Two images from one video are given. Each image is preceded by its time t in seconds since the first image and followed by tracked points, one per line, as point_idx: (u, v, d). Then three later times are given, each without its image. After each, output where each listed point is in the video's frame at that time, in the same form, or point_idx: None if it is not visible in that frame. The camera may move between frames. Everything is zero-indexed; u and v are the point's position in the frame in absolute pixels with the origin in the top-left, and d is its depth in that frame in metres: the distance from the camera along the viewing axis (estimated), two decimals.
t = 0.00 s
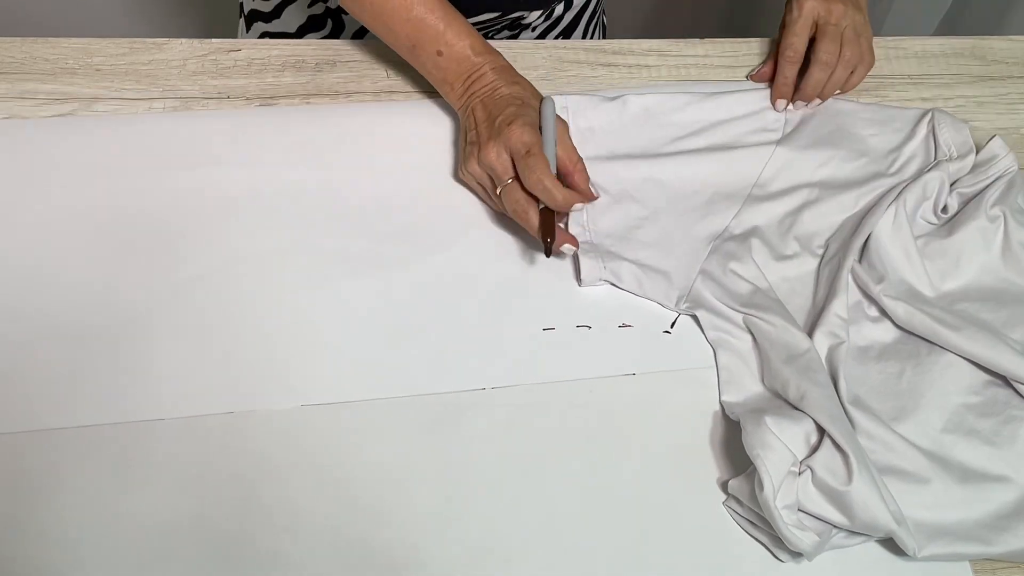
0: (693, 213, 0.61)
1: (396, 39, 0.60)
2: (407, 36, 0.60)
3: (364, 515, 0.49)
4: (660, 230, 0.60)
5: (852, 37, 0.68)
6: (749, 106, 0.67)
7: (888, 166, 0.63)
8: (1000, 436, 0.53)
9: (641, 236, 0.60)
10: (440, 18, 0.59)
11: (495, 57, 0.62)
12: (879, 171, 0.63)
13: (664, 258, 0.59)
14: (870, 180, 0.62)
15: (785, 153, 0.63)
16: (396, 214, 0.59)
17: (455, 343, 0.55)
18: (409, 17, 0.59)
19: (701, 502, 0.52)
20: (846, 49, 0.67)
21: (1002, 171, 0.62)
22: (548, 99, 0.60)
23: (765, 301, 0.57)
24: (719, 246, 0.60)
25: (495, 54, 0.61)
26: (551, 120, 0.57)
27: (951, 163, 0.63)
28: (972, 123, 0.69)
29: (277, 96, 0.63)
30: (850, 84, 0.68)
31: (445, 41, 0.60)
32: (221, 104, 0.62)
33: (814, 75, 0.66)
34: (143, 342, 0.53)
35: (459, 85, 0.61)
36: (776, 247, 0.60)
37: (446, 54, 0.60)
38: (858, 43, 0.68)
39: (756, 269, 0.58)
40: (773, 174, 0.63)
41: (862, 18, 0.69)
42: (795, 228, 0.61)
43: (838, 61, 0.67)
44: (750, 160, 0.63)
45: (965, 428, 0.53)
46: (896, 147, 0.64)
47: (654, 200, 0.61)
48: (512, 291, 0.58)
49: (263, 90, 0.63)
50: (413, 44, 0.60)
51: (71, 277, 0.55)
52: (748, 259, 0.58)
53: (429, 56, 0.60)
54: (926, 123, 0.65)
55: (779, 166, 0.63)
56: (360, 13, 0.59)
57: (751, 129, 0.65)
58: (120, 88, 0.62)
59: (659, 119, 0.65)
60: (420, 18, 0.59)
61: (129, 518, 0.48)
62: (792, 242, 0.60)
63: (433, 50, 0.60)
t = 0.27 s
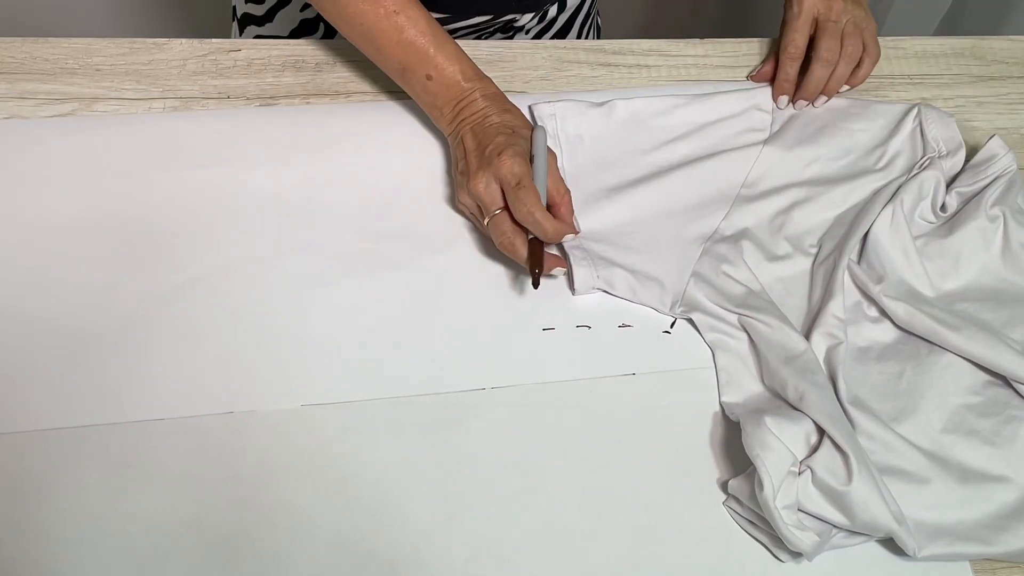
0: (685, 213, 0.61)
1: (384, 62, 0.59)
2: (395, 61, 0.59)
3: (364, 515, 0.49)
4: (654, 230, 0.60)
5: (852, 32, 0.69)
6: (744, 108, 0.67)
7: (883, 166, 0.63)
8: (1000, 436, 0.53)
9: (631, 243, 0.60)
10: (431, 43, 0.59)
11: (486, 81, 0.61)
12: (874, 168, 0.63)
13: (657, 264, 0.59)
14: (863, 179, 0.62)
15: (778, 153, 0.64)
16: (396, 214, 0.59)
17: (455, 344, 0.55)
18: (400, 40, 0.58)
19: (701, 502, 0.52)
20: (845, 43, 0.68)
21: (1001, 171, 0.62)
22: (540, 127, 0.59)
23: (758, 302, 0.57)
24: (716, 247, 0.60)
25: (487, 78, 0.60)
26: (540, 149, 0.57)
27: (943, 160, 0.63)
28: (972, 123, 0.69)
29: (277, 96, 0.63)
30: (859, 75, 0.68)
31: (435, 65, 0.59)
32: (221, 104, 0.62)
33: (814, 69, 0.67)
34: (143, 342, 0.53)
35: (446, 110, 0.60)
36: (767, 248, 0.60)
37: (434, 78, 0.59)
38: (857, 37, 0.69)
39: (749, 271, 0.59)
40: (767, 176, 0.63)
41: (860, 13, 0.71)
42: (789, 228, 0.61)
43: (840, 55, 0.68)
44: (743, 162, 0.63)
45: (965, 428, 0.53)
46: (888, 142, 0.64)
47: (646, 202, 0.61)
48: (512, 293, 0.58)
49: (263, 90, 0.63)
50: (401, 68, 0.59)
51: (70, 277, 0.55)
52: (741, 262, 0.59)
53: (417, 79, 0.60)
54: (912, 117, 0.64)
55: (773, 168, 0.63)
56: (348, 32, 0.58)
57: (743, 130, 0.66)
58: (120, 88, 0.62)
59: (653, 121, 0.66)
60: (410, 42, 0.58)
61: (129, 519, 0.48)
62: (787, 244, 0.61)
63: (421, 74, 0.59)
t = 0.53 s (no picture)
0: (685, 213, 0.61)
1: (349, 52, 0.58)
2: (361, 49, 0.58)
3: (365, 516, 0.49)
4: (654, 229, 0.60)
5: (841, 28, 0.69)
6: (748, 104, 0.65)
7: (879, 166, 0.63)
8: (1000, 436, 0.53)
9: (630, 238, 0.60)
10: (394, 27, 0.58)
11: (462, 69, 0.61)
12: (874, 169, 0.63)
13: (654, 264, 0.59)
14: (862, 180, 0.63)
15: (778, 152, 0.64)
16: (396, 214, 0.59)
17: (454, 344, 0.55)
18: (296, 30, 0.57)
19: (701, 503, 0.52)
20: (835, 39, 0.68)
21: (1000, 171, 0.62)
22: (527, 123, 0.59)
23: (756, 303, 0.57)
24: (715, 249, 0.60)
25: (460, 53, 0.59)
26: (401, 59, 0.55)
27: (943, 160, 0.63)
28: (972, 123, 0.69)
29: (277, 96, 0.63)
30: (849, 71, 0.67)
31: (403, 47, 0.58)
32: (221, 104, 0.62)
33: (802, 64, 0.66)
34: (143, 343, 0.53)
35: (364, 99, 0.58)
36: (767, 249, 0.61)
37: (347, 65, 0.58)
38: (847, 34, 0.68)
39: (746, 272, 0.59)
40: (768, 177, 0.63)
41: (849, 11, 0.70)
42: (788, 228, 0.61)
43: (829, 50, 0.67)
44: (741, 158, 0.63)
45: (965, 428, 0.53)
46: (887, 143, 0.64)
47: (645, 198, 0.61)
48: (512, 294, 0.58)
49: (263, 91, 0.63)
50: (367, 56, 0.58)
51: (70, 278, 0.55)
52: (739, 265, 0.59)
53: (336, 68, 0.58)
54: (916, 116, 0.64)
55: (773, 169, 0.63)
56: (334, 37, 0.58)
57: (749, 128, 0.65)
58: (120, 89, 0.62)
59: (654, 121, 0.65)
60: (315, 29, 0.57)
61: (131, 519, 0.48)
62: (788, 244, 0.61)
63: (337, 63, 0.58)
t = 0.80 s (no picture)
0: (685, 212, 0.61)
1: (350, 59, 0.58)
2: (362, 56, 0.58)
3: (365, 516, 0.49)
4: (654, 229, 0.60)
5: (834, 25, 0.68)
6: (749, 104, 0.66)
7: (879, 166, 0.63)
8: (1000, 436, 0.53)
9: (631, 235, 0.60)
10: (394, 33, 0.59)
11: (462, 70, 0.61)
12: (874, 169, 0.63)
13: (654, 264, 0.59)
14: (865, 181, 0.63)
15: (778, 152, 0.64)
16: (396, 214, 0.59)
17: (453, 344, 0.55)
18: (300, 37, 0.58)
19: (701, 503, 0.52)
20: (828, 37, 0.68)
21: (1000, 171, 0.62)
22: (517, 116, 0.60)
23: (757, 303, 0.57)
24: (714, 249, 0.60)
25: (459, 52, 0.59)
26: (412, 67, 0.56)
27: (943, 160, 0.63)
28: (971, 123, 0.69)
29: (277, 96, 0.63)
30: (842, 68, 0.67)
31: (404, 51, 0.58)
32: (221, 105, 0.62)
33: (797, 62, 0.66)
34: (143, 343, 0.53)
35: (368, 104, 0.59)
36: (768, 249, 0.61)
37: (350, 72, 0.58)
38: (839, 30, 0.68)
39: (746, 271, 0.59)
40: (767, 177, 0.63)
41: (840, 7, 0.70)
42: (789, 228, 0.61)
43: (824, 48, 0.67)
44: (741, 157, 0.63)
45: (964, 428, 0.53)
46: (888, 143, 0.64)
47: (645, 196, 0.61)
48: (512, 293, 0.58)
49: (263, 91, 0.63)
50: (368, 62, 0.58)
51: (70, 278, 0.55)
52: (739, 264, 0.59)
53: (338, 75, 0.59)
54: (917, 115, 0.64)
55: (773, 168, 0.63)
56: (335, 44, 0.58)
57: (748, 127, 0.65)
58: (120, 89, 0.62)
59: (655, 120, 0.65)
60: (319, 36, 0.58)
61: (131, 519, 0.48)
62: (787, 244, 0.61)
63: (340, 69, 0.58)
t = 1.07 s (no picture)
0: (685, 213, 0.61)
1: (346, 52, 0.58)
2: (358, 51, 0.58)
3: (365, 516, 0.49)
4: (654, 230, 0.60)
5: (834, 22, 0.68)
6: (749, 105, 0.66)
7: (879, 166, 0.63)
8: (1000, 436, 0.53)
9: (631, 235, 0.60)
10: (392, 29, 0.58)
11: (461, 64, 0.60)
12: (873, 169, 0.63)
13: (654, 264, 0.59)
14: (863, 181, 0.63)
15: (778, 152, 0.64)
16: (396, 213, 0.59)
17: (453, 344, 0.55)
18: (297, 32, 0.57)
19: (701, 503, 0.52)
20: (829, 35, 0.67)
21: (999, 171, 0.61)
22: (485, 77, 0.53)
23: (757, 304, 0.57)
24: (714, 250, 0.60)
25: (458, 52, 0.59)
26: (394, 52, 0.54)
27: (943, 160, 0.63)
28: (972, 123, 0.69)
29: (277, 96, 0.63)
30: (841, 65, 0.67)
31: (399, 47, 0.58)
32: (221, 105, 0.62)
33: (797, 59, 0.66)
34: (143, 343, 0.53)
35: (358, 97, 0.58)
36: (768, 249, 0.61)
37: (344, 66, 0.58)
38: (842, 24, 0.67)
39: (746, 271, 0.59)
40: (767, 176, 0.63)
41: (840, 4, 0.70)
42: (789, 228, 0.61)
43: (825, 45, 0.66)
44: (741, 157, 0.63)
45: (964, 428, 0.53)
46: (887, 143, 0.64)
47: (645, 196, 0.61)
48: (513, 293, 0.58)
49: (264, 91, 0.63)
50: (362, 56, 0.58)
51: (71, 278, 0.55)
52: (739, 265, 0.59)
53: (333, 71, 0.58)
54: (917, 115, 0.64)
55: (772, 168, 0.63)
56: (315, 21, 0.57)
57: (747, 128, 0.65)
58: (120, 89, 0.61)
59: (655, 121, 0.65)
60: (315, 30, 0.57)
61: (132, 520, 0.48)
62: (787, 244, 0.61)
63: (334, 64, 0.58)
